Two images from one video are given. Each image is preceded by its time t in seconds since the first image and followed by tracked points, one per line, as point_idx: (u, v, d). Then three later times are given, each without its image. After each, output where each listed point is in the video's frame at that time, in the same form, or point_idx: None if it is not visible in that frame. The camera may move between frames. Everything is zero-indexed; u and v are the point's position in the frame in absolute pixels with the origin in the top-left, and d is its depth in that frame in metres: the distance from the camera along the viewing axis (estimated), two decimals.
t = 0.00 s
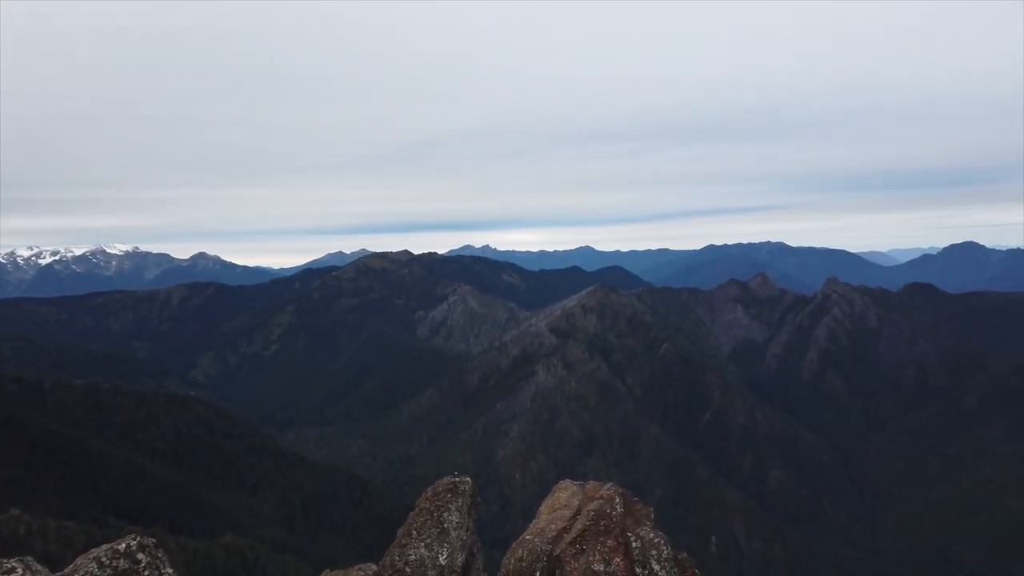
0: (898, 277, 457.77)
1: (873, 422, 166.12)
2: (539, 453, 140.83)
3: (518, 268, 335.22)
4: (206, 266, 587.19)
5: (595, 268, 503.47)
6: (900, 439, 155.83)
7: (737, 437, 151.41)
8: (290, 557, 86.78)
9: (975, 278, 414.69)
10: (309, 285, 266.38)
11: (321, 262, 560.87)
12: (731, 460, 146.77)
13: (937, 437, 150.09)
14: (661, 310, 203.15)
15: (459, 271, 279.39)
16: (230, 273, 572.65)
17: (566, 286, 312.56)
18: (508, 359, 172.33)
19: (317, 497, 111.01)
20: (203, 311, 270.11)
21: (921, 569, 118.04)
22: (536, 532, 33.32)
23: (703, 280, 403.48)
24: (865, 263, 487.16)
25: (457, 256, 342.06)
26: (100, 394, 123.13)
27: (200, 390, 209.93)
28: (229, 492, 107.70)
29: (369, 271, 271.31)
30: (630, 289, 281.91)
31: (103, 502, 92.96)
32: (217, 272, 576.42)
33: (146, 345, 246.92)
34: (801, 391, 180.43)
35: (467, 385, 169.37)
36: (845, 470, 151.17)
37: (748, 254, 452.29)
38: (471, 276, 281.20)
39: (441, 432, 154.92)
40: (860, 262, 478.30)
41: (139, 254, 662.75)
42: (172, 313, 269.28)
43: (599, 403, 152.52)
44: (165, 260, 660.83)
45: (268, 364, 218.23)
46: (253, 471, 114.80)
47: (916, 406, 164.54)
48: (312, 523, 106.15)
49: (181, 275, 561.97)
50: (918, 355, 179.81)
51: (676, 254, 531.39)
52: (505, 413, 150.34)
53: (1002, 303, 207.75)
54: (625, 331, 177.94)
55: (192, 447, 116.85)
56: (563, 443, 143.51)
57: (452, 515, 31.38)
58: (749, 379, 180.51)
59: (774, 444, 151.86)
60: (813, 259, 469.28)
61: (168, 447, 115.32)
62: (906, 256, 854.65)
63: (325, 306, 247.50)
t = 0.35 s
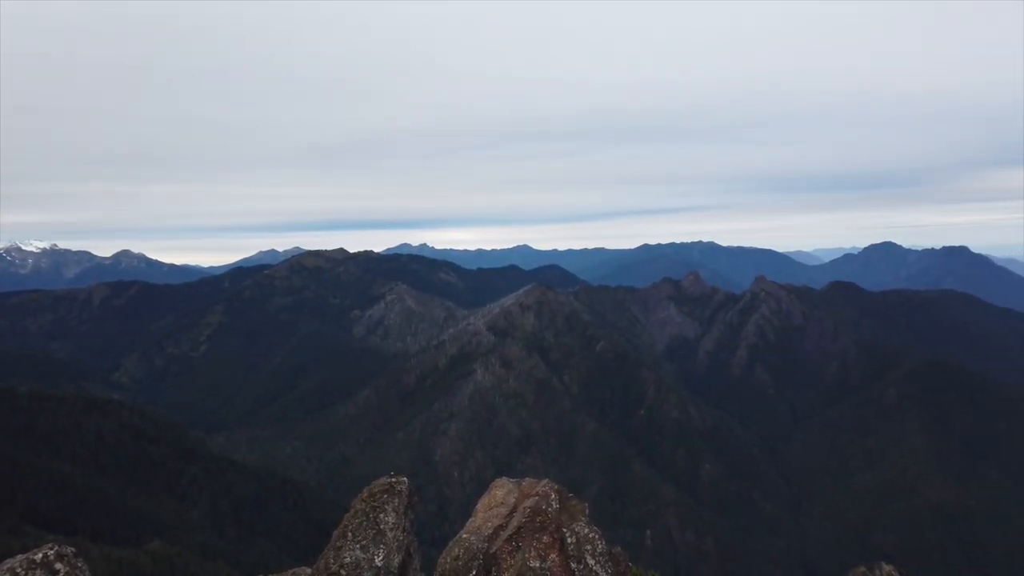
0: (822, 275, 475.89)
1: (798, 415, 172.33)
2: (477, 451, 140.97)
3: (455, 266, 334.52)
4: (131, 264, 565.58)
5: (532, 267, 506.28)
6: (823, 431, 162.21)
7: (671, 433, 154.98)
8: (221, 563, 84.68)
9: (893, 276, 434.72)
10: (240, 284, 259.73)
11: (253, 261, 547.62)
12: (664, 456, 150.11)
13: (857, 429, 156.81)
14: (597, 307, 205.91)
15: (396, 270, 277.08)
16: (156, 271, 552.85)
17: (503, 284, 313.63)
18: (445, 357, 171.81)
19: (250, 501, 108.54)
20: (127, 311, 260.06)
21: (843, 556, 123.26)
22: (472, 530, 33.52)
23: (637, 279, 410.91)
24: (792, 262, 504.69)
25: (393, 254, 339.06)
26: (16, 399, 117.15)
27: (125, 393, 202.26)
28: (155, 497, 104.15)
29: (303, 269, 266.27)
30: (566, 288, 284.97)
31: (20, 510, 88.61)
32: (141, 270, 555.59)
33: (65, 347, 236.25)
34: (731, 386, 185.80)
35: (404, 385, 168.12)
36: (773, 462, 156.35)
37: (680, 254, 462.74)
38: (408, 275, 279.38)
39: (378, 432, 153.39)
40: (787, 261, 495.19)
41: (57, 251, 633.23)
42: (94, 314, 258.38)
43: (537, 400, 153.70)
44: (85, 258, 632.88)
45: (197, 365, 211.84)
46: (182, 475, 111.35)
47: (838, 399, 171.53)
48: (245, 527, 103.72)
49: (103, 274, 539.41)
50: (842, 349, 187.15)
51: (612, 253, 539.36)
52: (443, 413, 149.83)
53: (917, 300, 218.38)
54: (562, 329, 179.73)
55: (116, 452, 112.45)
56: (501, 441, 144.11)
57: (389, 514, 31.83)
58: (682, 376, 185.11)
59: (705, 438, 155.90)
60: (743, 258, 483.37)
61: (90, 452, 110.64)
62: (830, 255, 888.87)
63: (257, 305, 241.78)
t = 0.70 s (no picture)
0: (777, 274, 485.79)
1: (754, 411, 175.66)
2: (438, 450, 140.49)
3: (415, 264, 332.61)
4: (80, 260, 549.49)
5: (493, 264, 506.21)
6: (777, 426, 165.73)
7: (630, 429, 156.72)
8: (175, 567, 82.97)
9: (844, 275, 445.81)
10: (195, 281, 254.55)
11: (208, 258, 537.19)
12: (624, 452, 152.06)
13: (810, 424, 160.51)
14: (557, 305, 206.80)
15: (354, 268, 274.58)
16: (107, 268, 538.24)
17: (464, 282, 313.16)
18: (405, 355, 170.72)
19: (205, 503, 106.49)
20: (76, 308, 252.85)
21: (796, 550, 126.17)
22: (432, 529, 33.60)
23: (597, 277, 414.12)
24: (748, 260, 513.96)
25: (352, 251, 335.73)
26: None
27: (73, 393, 196.70)
28: (105, 500, 101.22)
29: (260, 266, 261.87)
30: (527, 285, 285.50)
31: None
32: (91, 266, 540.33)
33: (10, 347, 228.67)
34: (689, 383, 188.67)
35: (364, 384, 166.61)
36: (729, 458, 159.16)
37: (639, 252, 467.71)
38: (367, 273, 277.19)
39: (336, 431, 151.91)
40: (742, 260, 504.04)
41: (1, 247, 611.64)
42: (41, 311, 250.83)
43: (497, 398, 153.84)
44: (31, 253, 612.59)
45: (150, 364, 207.04)
46: (134, 478, 108.64)
47: (792, 395, 175.29)
48: (200, 530, 101.73)
49: (51, 270, 523.11)
50: (796, 346, 191.08)
51: (572, 251, 542.29)
52: (403, 411, 148.96)
53: (867, 298, 224.38)
54: (522, 327, 180.13)
55: (65, 455, 109.14)
56: (461, 439, 143.91)
57: (347, 515, 32.18)
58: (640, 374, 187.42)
59: (664, 434, 157.87)
60: (700, 256, 490.47)
61: (37, 455, 107.19)
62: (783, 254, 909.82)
63: (213, 303, 237.27)
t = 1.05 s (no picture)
0: (724, 274, 495.79)
1: (702, 409, 179.10)
2: (389, 451, 139.36)
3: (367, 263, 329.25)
4: (14, 258, 528.61)
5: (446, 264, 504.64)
6: (725, 423, 169.11)
7: (582, 426, 158.48)
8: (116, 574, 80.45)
9: (789, 275, 457.58)
10: (138, 280, 247.43)
11: (152, 257, 523.39)
12: (575, 451, 153.19)
13: (757, 421, 164.24)
14: (510, 304, 207.16)
15: (304, 268, 270.58)
16: (44, 267, 519.09)
17: (416, 282, 311.41)
18: (356, 356, 168.90)
19: (149, 508, 103.56)
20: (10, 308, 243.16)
21: (743, 545, 128.98)
22: (382, 532, 33.19)
23: (550, 277, 416.45)
24: (696, 261, 523.43)
25: (303, 250, 330.71)
26: None
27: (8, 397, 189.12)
28: (42, 506, 97.55)
29: (206, 265, 255.75)
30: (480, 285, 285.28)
31: None
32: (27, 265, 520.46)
33: None
34: (639, 381, 191.47)
35: (314, 385, 164.34)
36: (679, 455, 161.79)
37: (591, 252, 472.05)
38: (317, 272, 273.64)
39: (285, 433, 149.40)
40: (691, 260, 513.03)
41: None
42: None
43: (450, 397, 153.54)
44: None
45: (90, 366, 200.37)
46: (72, 483, 104.86)
47: (740, 393, 179.02)
48: (143, 535, 98.87)
49: None
50: (742, 344, 195.01)
51: (524, 252, 544.37)
52: (354, 412, 147.47)
53: (811, 297, 230.58)
54: (475, 326, 180.12)
55: None
56: (413, 439, 143.06)
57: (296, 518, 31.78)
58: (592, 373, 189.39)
59: (615, 432, 159.59)
60: (650, 256, 497.46)
61: None
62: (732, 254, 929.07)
63: (157, 302, 230.92)
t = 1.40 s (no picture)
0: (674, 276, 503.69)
1: (652, 408, 181.80)
2: (339, 453, 137.45)
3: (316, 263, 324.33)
4: None
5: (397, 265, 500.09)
6: (674, 421, 171.73)
7: (534, 425, 159.65)
8: None
9: (736, 277, 467.48)
10: (75, 280, 238.59)
11: (91, 256, 505.75)
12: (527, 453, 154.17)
13: (704, 419, 167.27)
14: (462, 305, 206.54)
15: (251, 268, 265.27)
16: None
17: (366, 282, 308.00)
18: (306, 357, 166.08)
19: (87, 514, 99.80)
20: None
21: (691, 541, 131.14)
22: (331, 536, 32.74)
23: (501, 278, 416.53)
24: (647, 263, 530.57)
25: (250, 250, 323.91)
26: None
27: None
28: None
29: (148, 264, 248.12)
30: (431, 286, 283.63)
31: None
32: None
33: None
34: (590, 381, 193.33)
35: (261, 386, 161.16)
36: (629, 454, 163.66)
37: (543, 253, 473.86)
38: (265, 272, 268.50)
39: (231, 437, 145.98)
40: (642, 262, 519.79)
41: None
42: None
43: (401, 398, 152.50)
44: None
45: (23, 369, 192.27)
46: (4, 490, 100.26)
47: (688, 392, 181.98)
48: (81, 543, 95.19)
49: None
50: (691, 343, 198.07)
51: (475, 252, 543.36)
52: (303, 415, 145.00)
53: (756, 299, 235.90)
54: (427, 327, 179.30)
55: None
56: (363, 441, 141.39)
57: (242, 524, 31.26)
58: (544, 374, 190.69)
59: (566, 432, 160.69)
60: (601, 257, 502.13)
61: None
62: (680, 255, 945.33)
63: (95, 303, 223.06)
